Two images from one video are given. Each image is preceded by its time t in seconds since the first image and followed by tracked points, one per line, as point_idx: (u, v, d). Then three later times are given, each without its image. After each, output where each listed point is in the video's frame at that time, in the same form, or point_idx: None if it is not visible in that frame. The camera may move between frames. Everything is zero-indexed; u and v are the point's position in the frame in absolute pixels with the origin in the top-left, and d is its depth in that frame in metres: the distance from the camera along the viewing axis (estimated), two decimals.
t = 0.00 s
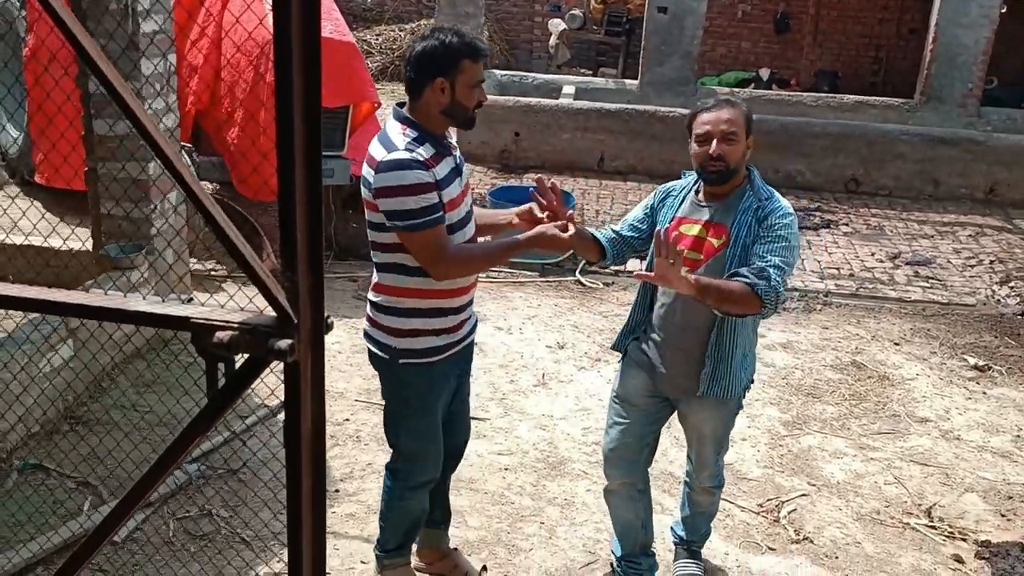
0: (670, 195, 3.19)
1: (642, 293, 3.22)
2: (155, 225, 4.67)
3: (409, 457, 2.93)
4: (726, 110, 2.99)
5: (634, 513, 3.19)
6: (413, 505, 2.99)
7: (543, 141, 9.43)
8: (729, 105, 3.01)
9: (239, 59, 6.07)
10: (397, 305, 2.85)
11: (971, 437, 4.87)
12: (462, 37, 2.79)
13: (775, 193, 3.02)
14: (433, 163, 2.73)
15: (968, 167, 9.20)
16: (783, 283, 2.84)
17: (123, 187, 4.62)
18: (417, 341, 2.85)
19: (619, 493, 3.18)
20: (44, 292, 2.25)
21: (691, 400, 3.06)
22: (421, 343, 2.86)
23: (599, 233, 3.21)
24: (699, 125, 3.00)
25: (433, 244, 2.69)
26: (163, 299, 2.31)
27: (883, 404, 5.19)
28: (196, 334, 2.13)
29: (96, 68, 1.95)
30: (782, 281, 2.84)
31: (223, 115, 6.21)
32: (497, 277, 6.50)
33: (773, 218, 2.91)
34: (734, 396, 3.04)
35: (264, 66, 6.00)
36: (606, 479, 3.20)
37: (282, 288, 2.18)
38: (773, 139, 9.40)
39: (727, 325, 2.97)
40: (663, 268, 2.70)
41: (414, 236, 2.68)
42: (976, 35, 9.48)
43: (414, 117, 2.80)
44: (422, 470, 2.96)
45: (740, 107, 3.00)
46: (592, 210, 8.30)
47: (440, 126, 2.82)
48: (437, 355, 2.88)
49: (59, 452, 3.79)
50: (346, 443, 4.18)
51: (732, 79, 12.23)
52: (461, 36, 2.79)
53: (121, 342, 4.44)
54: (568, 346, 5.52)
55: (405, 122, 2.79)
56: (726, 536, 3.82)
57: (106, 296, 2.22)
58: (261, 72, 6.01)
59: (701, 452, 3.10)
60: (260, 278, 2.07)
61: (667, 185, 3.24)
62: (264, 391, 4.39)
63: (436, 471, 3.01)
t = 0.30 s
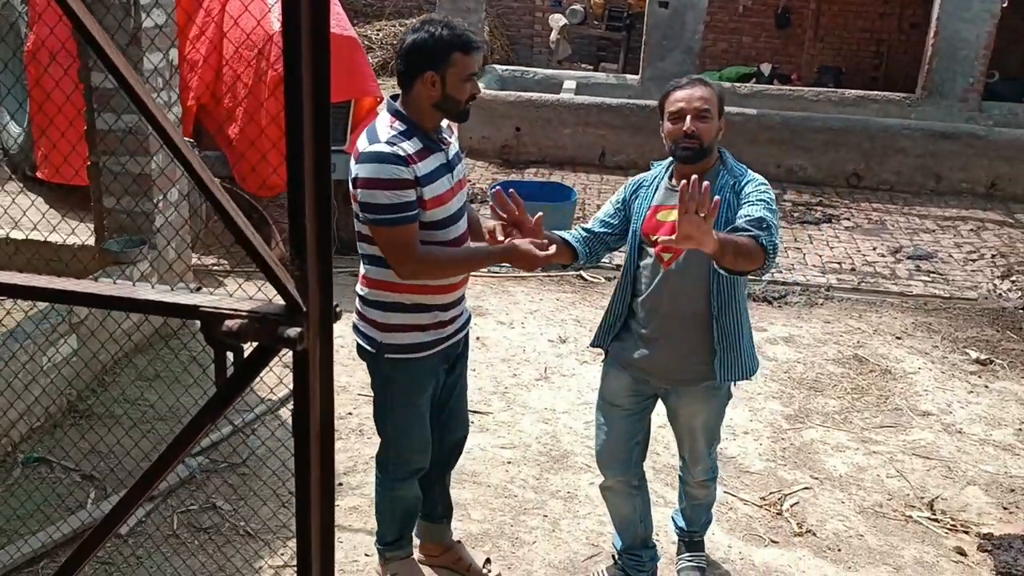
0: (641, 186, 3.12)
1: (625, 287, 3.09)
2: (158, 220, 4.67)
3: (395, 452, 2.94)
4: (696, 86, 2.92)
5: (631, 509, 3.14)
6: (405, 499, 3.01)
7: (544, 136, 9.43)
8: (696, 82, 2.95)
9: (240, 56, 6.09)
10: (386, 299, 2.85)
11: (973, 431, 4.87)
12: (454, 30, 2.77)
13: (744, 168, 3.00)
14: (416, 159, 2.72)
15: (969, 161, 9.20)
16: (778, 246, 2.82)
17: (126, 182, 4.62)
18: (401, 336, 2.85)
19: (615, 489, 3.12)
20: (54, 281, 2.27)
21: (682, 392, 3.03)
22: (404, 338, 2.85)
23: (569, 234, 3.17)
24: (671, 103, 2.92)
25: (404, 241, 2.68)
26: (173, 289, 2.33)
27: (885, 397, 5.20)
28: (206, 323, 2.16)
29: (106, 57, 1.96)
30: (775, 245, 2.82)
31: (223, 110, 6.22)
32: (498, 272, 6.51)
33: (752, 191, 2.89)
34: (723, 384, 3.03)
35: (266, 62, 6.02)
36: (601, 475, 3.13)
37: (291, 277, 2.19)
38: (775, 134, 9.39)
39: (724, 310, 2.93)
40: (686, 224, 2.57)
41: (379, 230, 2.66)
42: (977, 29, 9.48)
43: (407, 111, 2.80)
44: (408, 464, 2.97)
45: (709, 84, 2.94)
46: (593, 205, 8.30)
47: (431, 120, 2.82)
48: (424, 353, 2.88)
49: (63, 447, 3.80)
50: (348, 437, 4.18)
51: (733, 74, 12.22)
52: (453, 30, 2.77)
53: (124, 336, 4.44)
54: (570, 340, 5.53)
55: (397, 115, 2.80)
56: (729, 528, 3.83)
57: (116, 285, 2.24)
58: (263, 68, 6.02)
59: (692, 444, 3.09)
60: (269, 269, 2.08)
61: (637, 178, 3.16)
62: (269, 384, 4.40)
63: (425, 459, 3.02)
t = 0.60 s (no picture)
0: (623, 155, 3.05)
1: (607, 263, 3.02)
2: (160, 201, 4.67)
3: (391, 434, 2.96)
4: (675, 55, 2.86)
5: (642, 481, 3.17)
6: (404, 479, 3.03)
7: (542, 121, 9.44)
8: (676, 50, 2.88)
9: (239, 42, 6.10)
10: (375, 280, 2.86)
11: (970, 411, 4.91)
12: (437, 5, 2.73)
13: (727, 138, 2.94)
14: (393, 136, 2.71)
15: (967, 146, 9.22)
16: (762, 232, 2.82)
17: (129, 163, 4.63)
18: (387, 319, 2.85)
19: (629, 461, 3.15)
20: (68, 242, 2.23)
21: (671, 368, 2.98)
22: (390, 321, 2.85)
23: (571, 221, 3.10)
24: (649, 75, 2.87)
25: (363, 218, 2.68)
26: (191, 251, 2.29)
27: (883, 379, 5.23)
28: (225, 283, 2.11)
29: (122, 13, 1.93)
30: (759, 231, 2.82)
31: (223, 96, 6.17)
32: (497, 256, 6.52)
33: (739, 167, 2.84)
34: (715, 352, 2.96)
35: (266, 45, 5.99)
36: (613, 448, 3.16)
37: (309, 238, 2.15)
38: (773, 119, 9.41)
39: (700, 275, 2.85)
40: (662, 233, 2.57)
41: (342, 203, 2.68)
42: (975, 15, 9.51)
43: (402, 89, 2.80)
44: (405, 445, 2.99)
45: (686, 52, 2.88)
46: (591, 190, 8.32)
47: (421, 100, 2.78)
48: (411, 336, 2.87)
49: (67, 425, 3.82)
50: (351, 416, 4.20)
51: (731, 60, 12.23)
52: (436, 5, 2.73)
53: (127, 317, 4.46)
54: (569, 323, 5.55)
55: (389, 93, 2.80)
56: (728, 506, 3.86)
57: (133, 247, 2.21)
58: (263, 52, 6.00)
59: (694, 425, 3.00)
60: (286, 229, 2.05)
61: (617, 148, 3.09)
62: (273, 366, 4.41)
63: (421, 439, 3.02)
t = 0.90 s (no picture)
0: (634, 120, 3.02)
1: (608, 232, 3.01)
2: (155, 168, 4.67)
3: (386, 399, 2.93)
4: (678, 28, 2.83)
5: (641, 452, 3.16)
6: (397, 445, 3.01)
7: (536, 96, 9.40)
8: (679, 24, 2.85)
9: (233, 7, 6.01)
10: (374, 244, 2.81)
11: (961, 384, 4.94)
12: None
13: (743, 111, 2.85)
14: (394, 97, 2.63)
15: (959, 124, 9.23)
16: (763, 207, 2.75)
17: (123, 130, 4.60)
18: (380, 285, 2.82)
19: (629, 432, 3.14)
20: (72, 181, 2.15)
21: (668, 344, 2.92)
22: (382, 287, 2.82)
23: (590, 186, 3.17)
24: (651, 51, 2.85)
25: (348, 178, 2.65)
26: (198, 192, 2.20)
27: (875, 352, 5.27)
28: (236, 223, 2.03)
29: None
30: (760, 206, 2.75)
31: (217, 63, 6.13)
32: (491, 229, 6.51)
33: (749, 139, 2.76)
34: (712, 328, 2.88)
35: (259, 13, 5.94)
36: (614, 418, 3.16)
37: (320, 176, 2.05)
38: (767, 95, 9.39)
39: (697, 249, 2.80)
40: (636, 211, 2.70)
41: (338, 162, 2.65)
42: None
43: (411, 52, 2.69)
44: (400, 411, 2.95)
45: (691, 26, 2.86)
46: (585, 165, 8.31)
47: (424, 63, 2.68)
48: (404, 302, 2.82)
49: (61, 389, 3.83)
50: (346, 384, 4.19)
51: (725, 37, 12.20)
52: None
53: (120, 284, 4.45)
54: (563, 295, 5.55)
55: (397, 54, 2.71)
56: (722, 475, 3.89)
57: (138, 186, 2.12)
58: (256, 19, 5.95)
59: (688, 401, 2.93)
60: (298, 166, 1.94)
61: (629, 114, 3.07)
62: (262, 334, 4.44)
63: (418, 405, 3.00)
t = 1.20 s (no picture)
0: (646, 104, 2.98)
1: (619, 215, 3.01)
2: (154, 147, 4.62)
3: (400, 386, 2.85)
4: (697, 11, 2.78)
5: (645, 437, 3.16)
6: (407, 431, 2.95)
7: (536, 79, 9.35)
8: (702, 5, 2.79)
9: None
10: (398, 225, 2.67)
11: (961, 368, 4.94)
12: None
13: (759, 95, 2.82)
14: (422, 76, 2.48)
15: (960, 110, 9.21)
16: (778, 192, 2.73)
17: (121, 109, 4.55)
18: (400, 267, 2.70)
19: (633, 417, 3.13)
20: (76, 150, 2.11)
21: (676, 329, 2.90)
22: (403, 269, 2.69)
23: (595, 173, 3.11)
24: (669, 31, 2.81)
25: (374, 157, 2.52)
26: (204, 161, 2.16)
27: (876, 336, 5.26)
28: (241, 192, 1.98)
29: None
30: (786, 194, 2.74)
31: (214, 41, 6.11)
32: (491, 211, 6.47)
33: (763, 121, 2.73)
34: (718, 317, 2.85)
35: None
36: (619, 402, 3.15)
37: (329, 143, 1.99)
38: (767, 79, 9.34)
39: (704, 234, 2.78)
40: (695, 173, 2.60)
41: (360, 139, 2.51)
42: None
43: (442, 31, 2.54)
44: (413, 399, 2.88)
45: (711, 8, 2.80)
46: (584, 148, 8.28)
47: (457, 43, 2.53)
48: (423, 287, 2.69)
49: (60, 368, 3.80)
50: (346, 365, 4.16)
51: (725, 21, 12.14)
52: None
53: (118, 264, 4.41)
54: (564, 278, 5.53)
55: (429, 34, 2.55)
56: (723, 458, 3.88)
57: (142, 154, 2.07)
58: None
59: (690, 389, 2.92)
60: (306, 132, 1.89)
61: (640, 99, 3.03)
62: (261, 314, 4.42)
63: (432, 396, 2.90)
